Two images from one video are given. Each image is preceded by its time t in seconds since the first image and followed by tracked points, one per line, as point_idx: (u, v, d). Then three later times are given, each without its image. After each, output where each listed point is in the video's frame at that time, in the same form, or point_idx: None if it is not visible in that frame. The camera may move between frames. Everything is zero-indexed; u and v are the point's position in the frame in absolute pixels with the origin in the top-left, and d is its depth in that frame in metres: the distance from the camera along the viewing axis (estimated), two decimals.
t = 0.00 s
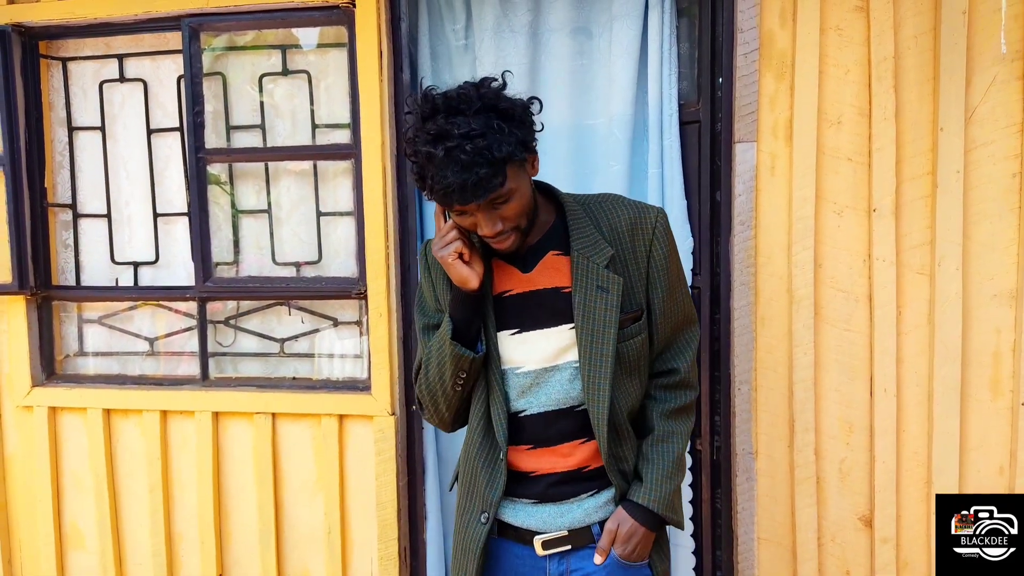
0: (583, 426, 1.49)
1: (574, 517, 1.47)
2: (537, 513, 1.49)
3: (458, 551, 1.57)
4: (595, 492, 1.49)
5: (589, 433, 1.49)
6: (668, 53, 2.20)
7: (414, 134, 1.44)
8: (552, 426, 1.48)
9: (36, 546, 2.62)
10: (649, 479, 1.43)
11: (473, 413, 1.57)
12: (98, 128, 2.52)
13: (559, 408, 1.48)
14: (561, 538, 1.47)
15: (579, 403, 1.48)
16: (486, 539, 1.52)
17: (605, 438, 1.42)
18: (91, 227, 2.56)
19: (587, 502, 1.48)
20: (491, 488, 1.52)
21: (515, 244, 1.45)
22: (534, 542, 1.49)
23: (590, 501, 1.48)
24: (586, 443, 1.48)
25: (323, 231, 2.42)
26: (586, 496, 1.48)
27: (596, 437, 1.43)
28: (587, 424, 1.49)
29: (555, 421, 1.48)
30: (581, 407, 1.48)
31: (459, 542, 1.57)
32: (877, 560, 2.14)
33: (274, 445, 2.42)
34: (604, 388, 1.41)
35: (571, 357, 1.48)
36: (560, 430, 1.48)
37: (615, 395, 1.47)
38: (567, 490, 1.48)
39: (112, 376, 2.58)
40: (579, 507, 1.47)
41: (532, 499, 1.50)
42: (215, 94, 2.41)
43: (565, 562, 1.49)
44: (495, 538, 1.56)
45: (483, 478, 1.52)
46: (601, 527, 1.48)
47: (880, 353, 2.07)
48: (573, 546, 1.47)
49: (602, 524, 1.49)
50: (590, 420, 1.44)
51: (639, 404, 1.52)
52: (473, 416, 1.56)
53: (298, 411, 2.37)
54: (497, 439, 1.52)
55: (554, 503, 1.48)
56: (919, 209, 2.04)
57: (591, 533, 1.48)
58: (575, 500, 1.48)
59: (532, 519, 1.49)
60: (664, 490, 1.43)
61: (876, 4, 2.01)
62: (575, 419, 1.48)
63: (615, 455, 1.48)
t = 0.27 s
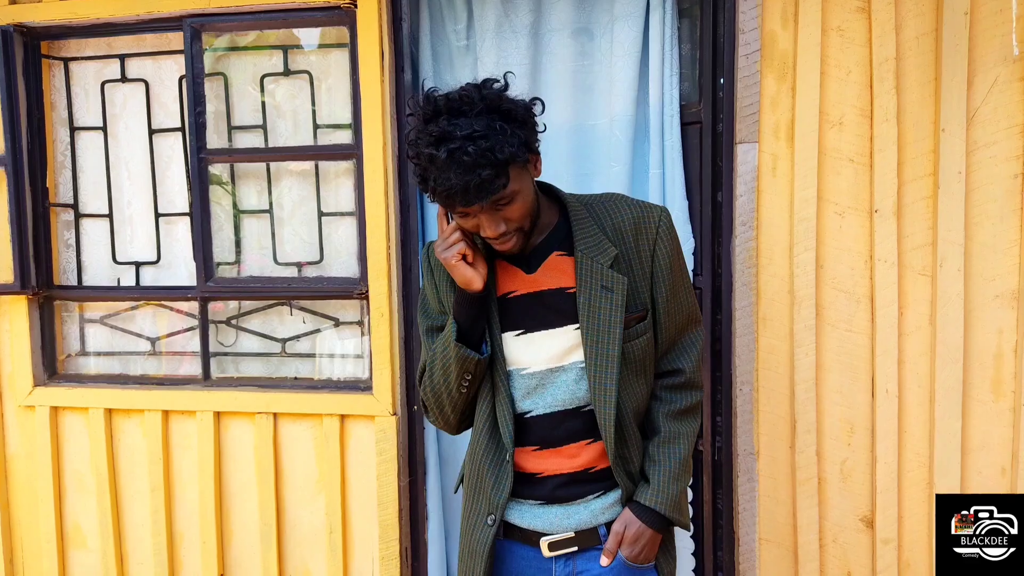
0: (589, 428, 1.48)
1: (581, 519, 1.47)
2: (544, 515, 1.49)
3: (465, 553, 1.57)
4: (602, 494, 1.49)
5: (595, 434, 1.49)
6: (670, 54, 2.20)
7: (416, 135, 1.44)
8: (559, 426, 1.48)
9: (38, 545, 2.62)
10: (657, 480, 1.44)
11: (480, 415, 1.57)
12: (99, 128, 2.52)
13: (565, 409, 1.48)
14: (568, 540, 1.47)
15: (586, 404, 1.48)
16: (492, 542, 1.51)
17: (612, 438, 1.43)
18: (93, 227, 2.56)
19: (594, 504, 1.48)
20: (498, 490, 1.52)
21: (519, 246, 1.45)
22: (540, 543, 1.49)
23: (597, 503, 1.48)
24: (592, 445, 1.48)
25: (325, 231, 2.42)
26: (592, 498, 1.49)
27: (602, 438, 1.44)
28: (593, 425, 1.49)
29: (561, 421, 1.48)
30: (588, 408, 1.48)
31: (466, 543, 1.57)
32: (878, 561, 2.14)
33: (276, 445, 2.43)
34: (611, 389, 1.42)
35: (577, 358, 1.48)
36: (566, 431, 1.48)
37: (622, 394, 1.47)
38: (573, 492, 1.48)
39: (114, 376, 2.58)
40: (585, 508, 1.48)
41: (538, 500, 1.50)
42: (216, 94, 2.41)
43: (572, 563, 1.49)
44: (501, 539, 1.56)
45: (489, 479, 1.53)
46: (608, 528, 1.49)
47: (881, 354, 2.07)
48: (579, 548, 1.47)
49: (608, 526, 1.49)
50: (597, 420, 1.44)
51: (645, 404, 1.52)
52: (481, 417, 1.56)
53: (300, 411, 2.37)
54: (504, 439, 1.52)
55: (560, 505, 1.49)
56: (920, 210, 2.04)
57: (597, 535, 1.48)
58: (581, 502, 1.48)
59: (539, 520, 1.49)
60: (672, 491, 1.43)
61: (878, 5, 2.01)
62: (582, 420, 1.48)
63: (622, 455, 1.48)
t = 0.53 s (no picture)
0: (593, 430, 1.49)
1: (585, 522, 1.47)
2: (548, 517, 1.49)
3: (468, 555, 1.58)
4: (606, 497, 1.49)
5: (598, 437, 1.49)
6: (670, 55, 2.20)
7: (418, 138, 1.44)
8: (562, 428, 1.48)
9: (40, 548, 2.63)
10: (663, 482, 1.44)
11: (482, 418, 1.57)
12: (101, 131, 2.52)
13: (569, 411, 1.48)
14: (571, 542, 1.47)
15: (589, 406, 1.48)
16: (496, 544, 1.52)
17: (615, 441, 1.43)
18: (94, 230, 2.56)
19: (597, 506, 1.48)
20: (502, 492, 1.52)
21: (521, 247, 1.45)
22: (544, 546, 1.49)
23: (600, 505, 1.49)
24: (596, 447, 1.49)
25: (326, 233, 2.42)
26: (596, 501, 1.49)
27: (606, 441, 1.44)
28: (597, 427, 1.49)
29: (564, 424, 1.48)
30: (591, 410, 1.49)
31: (469, 545, 1.57)
32: (880, 563, 2.14)
33: (277, 447, 2.43)
34: (614, 392, 1.42)
35: (580, 360, 1.48)
36: (570, 433, 1.48)
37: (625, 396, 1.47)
38: (576, 495, 1.48)
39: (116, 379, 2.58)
40: (589, 511, 1.48)
41: (542, 503, 1.50)
42: (218, 97, 2.42)
43: (575, 566, 1.49)
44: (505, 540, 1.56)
45: (493, 482, 1.53)
46: (612, 531, 1.49)
47: (882, 355, 2.08)
48: (582, 550, 1.48)
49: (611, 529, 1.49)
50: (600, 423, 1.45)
51: (649, 406, 1.53)
52: (483, 420, 1.56)
53: (301, 414, 2.38)
54: (507, 442, 1.53)
55: (564, 507, 1.49)
56: (921, 212, 2.04)
57: (601, 537, 1.48)
58: (585, 505, 1.49)
59: (542, 523, 1.49)
60: (677, 493, 1.43)
61: (878, 7, 2.01)
62: (586, 422, 1.48)
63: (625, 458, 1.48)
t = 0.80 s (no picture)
0: (593, 430, 1.49)
1: (584, 521, 1.47)
2: (548, 517, 1.49)
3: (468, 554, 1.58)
4: (605, 497, 1.49)
5: (599, 436, 1.49)
6: (669, 56, 2.20)
7: (419, 138, 1.44)
8: (563, 428, 1.48)
9: (39, 548, 2.62)
10: (663, 482, 1.44)
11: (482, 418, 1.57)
12: (101, 132, 2.53)
13: (569, 411, 1.48)
14: (571, 542, 1.47)
15: (590, 406, 1.48)
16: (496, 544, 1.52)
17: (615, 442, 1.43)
18: (94, 230, 2.56)
19: (598, 506, 1.48)
20: (502, 492, 1.52)
21: (521, 248, 1.45)
22: (544, 545, 1.49)
23: (600, 505, 1.49)
24: (596, 447, 1.49)
25: (326, 234, 2.42)
26: (596, 501, 1.49)
27: (606, 441, 1.44)
28: (597, 427, 1.49)
29: (565, 424, 1.48)
30: (591, 410, 1.49)
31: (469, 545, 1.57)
32: (880, 562, 2.14)
33: (276, 448, 2.43)
34: (615, 392, 1.42)
35: (581, 360, 1.48)
36: (570, 433, 1.48)
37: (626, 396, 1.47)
38: (577, 494, 1.48)
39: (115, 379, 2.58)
40: (589, 511, 1.48)
41: (542, 502, 1.50)
42: (218, 97, 2.42)
43: (575, 565, 1.49)
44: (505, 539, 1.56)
45: (493, 482, 1.53)
46: (612, 531, 1.49)
47: (882, 355, 2.07)
48: (582, 550, 1.48)
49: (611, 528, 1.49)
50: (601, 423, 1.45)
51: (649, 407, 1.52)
52: (483, 420, 1.56)
53: (301, 414, 2.38)
54: (507, 442, 1.52)
55: (564, 507, 1.49)
56: (921, 211, 2.04)
57: (601, 537, 1.48)
58: (585, 504, 1.49)
59: (542, 522, 1.49)
60: (677, 493, 1.43)
61: (877, 7, 2.01)
62: (587, 422, 1.48)
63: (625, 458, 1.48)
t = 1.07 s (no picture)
0: (594, 433, 1.49)
1: (586, 523, 1.47)
2: (549, 519, 1.49)
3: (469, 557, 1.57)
4: (606, 498, 1.49)
5: (600, 439, 1.50)
6: (667, 58, 2.21)
7: (420, 138, 1.45)
8: (564, 431, 1.48)
9: (40, 551, 2.62)
10: (663, 484, 1.44)
11: (483, 420, 1.56)
12: (99, 135, 2.53)
13: (570, 414, 1.48)
14: (572, 544, 1.47)
15: (590, 408, 1.48)
16: (497, 547, 1.52)
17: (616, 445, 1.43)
18: (93, 234, 2.56)
19: (598, 508, 1.48)
20: (503, 495, 1.52)
21: (522, 250, 1.45)
22: (545, 547, 1.49)
23: (601, 507, 1.49)
24: (597, 449, 1.49)
25: (325, 236, 2.42)
26: (596, 502, 1.49)
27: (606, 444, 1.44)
28: (598, 430, 1.50)
29: (565, 427, 1.48)
30: (592, 412, 1.49)
31: (471, 548, 1.57)
32: (879, 563, 2.14)
33: (276, 450, 2.43)
34: (616, 395, 1.42)
35: (581, 363, 1.48)
36: (571, 436, 1.48)
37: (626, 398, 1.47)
38: (578, 496, 1.48)
39: (115, 382, 2.59)
40: (590, 513, 1.48)
41: (543, 504, 1.50)
42: (216, 100, 2.42)
43: (576, 567, 1.49)
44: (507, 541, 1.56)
45: (494, 484, 1.52)
46: (613, 533, 1.49)
47: (881, 357, 2.08)
48: (583, 552, 1.48)
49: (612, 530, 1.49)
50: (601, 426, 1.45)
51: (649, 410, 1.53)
52: (484, 422, 1.56)
53: (300, 416, 2.38)
54: (509, 446, 1.52)
55: (565, 509, 1.49)
56: (919, 212, 2.05)
57: (602, 539, 1.48)
58: (586, 506, 1.49)
59: (544, 524, 1.49)
60: (677, 495, 1.44)
61: (875, 8, 2.02)
62: (588, 425, 1.49)
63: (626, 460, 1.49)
